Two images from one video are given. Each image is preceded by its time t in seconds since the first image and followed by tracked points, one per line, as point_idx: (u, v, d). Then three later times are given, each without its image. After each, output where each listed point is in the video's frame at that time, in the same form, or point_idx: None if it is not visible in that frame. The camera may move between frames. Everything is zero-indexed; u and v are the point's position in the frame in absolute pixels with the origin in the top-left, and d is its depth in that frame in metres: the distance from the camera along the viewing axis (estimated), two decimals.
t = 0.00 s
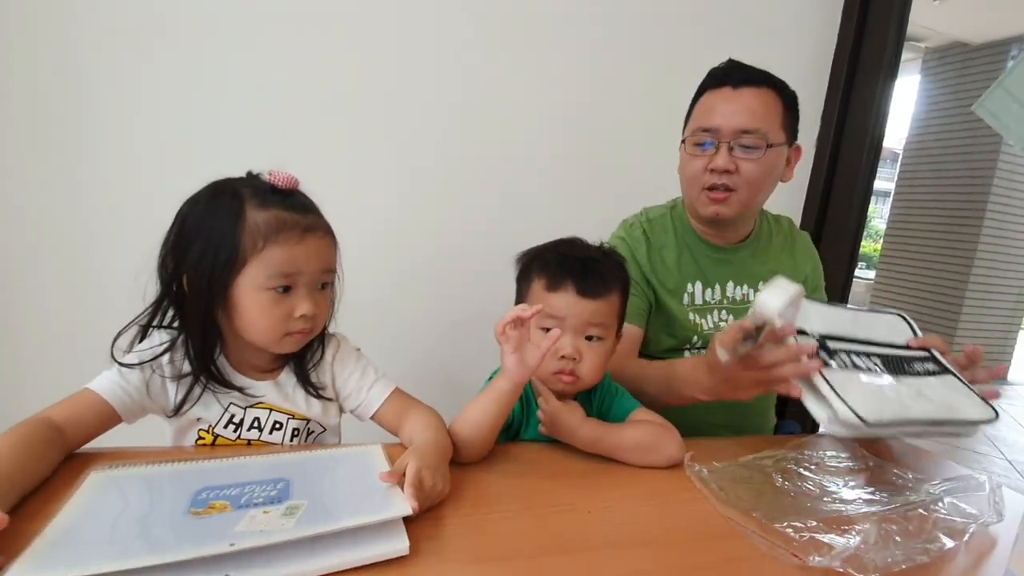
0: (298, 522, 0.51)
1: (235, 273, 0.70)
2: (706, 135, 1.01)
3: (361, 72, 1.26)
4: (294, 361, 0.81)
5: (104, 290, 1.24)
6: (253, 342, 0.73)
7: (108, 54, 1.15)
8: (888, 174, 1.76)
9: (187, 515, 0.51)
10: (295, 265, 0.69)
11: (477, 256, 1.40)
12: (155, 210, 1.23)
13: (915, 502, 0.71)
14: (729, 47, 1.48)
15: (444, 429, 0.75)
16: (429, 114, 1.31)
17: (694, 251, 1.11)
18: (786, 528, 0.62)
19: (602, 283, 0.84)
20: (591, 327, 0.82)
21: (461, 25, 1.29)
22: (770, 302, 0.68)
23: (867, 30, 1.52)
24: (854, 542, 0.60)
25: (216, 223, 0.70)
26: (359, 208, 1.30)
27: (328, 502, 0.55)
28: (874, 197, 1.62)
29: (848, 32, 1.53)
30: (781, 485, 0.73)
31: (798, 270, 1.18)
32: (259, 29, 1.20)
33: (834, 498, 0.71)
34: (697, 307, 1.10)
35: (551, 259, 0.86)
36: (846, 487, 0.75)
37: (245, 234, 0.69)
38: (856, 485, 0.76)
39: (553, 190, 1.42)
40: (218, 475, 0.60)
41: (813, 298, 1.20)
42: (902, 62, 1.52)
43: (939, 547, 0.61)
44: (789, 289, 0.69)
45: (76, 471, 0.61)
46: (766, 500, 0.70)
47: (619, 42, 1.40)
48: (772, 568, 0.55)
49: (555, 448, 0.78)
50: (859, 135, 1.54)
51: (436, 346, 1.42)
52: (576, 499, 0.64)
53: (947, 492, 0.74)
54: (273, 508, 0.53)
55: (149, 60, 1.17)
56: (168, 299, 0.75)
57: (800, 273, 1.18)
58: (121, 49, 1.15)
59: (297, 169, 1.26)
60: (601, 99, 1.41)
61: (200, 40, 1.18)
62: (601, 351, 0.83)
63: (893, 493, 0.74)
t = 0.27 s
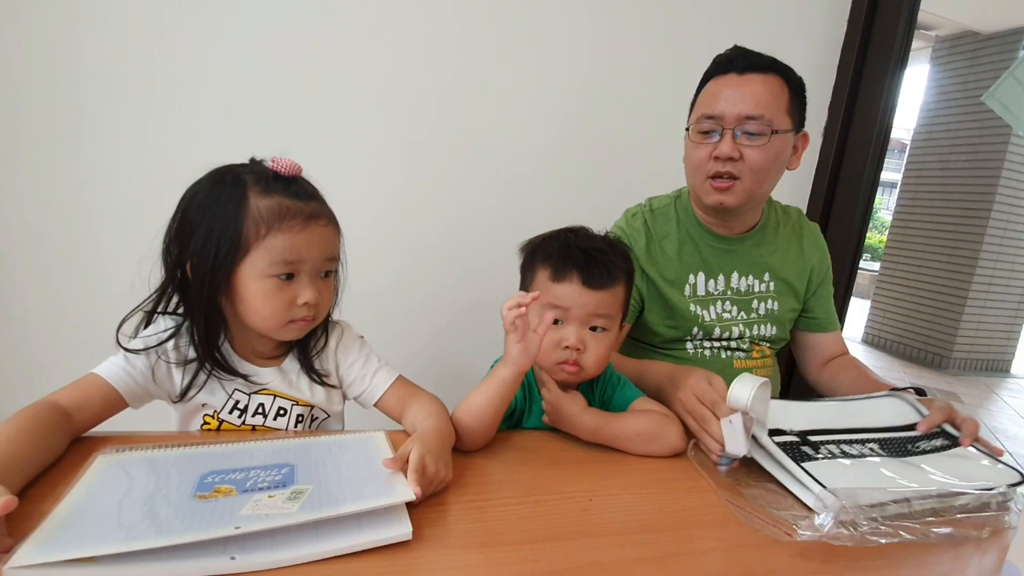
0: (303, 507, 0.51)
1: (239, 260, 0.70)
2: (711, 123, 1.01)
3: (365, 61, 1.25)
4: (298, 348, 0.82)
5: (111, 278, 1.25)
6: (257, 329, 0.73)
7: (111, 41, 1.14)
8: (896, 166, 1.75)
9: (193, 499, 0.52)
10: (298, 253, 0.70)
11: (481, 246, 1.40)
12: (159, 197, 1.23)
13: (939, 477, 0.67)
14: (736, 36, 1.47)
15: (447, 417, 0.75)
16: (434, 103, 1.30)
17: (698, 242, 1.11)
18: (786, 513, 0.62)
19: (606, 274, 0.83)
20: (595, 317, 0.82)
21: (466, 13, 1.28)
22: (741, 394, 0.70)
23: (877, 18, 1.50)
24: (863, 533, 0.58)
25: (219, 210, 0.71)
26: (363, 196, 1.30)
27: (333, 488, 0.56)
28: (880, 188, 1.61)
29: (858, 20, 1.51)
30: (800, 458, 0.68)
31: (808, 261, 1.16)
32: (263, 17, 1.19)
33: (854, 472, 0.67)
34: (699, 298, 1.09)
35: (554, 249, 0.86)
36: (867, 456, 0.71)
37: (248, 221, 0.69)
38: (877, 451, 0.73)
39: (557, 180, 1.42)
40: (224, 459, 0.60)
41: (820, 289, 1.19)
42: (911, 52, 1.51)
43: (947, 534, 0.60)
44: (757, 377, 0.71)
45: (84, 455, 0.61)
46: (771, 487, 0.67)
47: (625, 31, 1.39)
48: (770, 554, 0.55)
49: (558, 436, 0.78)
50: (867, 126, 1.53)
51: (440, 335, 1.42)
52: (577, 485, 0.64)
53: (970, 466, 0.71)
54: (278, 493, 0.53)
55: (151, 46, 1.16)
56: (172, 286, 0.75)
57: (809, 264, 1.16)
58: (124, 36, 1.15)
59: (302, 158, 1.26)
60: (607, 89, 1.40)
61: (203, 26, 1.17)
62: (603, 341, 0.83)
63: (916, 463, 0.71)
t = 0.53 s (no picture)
0: (311, 491, 0.52)
1: (247, 247, 0.70)
2: (724, 116, 1.01)
3: (373, 49, 1.25)
4: (305, 335, 0.83)
5: (123, 264, 1.27)
6: (264, 316, 0.74)
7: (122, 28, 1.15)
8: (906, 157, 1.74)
9: (203, 481, 0.53)
10: (305, 241, 0.70)
11: (488, 235, 1.40)
12: (171, 185, 1.25)
13: (935, 466, 0.68)
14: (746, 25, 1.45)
15: (452, 405, 0.76)
16: (442, 92, 1.30)
17: (704, 234, 1.11)
18: (785, 501, 0.62)
19: (613, 265, 0.84)
20: (602, 308, 0.82)
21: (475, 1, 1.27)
22: (712, 390, 0.72)
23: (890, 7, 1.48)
24: (862, 526, 0.58)
25: (227, 197, 0.71)
26: (370, 185, 1.31)
27: (340, 472, 0.57)
28: (891, 179, 1.60)
29: (871, 9, 1.49)
30: (796, 448, 0.69)
31: (820, 254, 1.14)
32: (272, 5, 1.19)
33: (851, 461, 0.67)
34: (705, 291, 1.10)
35: (560, 240, 0.86)
36: (863, 447, 0.71)
37: (256, 208, 0.70)
38: (872, 443, 0.73)
39: (565, 170, 1.42)
40: (233, 443, 0.61)
41: (830, 283, 1.17)
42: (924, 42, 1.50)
43: (945, 527, 0.60)
44: (731, 372, 0.72)
45: (95, 438, 0.62)
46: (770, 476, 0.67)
47: (635, 19, 1.38)
48: (771, 543, 0.55)
49: (563, 424, 0.79)
50: (878, 117, 1.52)
51: (447, 324, 1.43)
52: (579, 472, 0.65)
53: (966, 456, 0.72)
54: (286, 476, 0.54)
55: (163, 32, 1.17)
56: (181, 272, 0.76)
57: (819, 259, 1.14)
58: (135, 24, 1.15)
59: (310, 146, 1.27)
60: (616, 78, 1.40)
61: (212, 13, 1.17)
62: (610, 332, 0.83)
63: (911, 453, 0.71)
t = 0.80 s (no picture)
0: (318, 481, 0.53)
1: (255, 240, 0.71)
2: (712, 110, 1.00)
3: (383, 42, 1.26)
4: (312, 328, 0.83)
5: (136, 255, 1.29)
6: (272, 309, 0.75)
7: (136, 22, 1.17)
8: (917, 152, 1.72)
9: (212, 471, 0.54)
10: (313, 236, 0.71)
11: (496, 229, 1.41)
12: (182, 176, 1.27)
13: (939, 463, 0.68)
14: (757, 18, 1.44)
15: (457, 398, 0.77)
16: (450, 85, 1.31)
17: (699, 228, 1.10)
18: (789, 497, 0.62)
19: (619, 259, 0.84)
20: (608, 302, 0.82)
21: None
22: (717, 386, 0.72)
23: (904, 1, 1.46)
24: (865, 522, 0.59)
25: (237, 191, 0.72)
26: (378, 177, 1.32)
27: (346, 464, 0.57)
28: (901, 174, 1.59)
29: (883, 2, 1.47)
30: (800, 444, 0.69)
31: (818, 247, 1.13)
32: None
33: (855, 457, 0.67)
34: (700, 284, 1.10)
35: (567, 235, 0.86)
36: (867, 443, 0.72)
37: (265, 202, 0.71)
38: (877, 439, 0.73)
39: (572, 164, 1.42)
40: (241, 434, 0.62)
41: (832, 274, 1.16)
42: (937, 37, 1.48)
43: (949, 524, 0.60)
44: (736, 369, 0.73)
45: (107, 427, 0.64)
46: (775, 472, 0.67)
47: (645, 13, 1.37)
48: (772, 537, 0.56)
49: (568, 418, 0.79)
50: (888, 116, 1.51)
51: (453, 317, 1.44)
52: (583, 466, 0.65)
53: (972, 453, 0.72)
54: (294, 467, 0.55)
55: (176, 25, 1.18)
56: (191, 264, 0.76)
57: (820, 251, 1.13)
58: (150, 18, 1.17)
59: (319, 139, 1.28)
60: (625, 71, 1.39)
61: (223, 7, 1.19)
62: (616, 326, 0.84)
63: (916, 450, 0.71)
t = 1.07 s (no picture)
0: (325, 481, 0.54)
1: (264, 243, 0.72)
2: (670, 109, 0.99)
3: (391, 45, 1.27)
4: (319, 329, 0.84)
5: (147, 257, 1.30)
6: (280, 311, 0.75)
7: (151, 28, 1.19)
8: (926, 151, 1.71)
9: (221, 471, 0.54)
10: (321, 238, 0.71)
11: (503, 230, 1.41)
12: (193, 177, 1.28)
13: (952, 470, 0.67)
14: (764, 18, 1.44)
15: (464, 399, 0.77)
16: (457, 88, 1.32)
17: (674, 228, 1.09)
18: (803, 509, 0.61)
19: (625, 258, 0.84)
20: (616, 301, 0.83)
21: None
22: (728, 390, 0.72)
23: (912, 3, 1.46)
24: (884, 537, 0.57)
25: (246, 194, 0.72)
26: (385, 178, 1.33)
27: (353, 464, 0.58)
28: (909, 173, 1.59)
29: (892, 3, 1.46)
30: (811, 453, 0.69)
31: (800, 238, 1.12)
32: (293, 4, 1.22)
33: (867, 466, 0.67)
34: (683, 284, 1.08)
35: (573, 235, 0.87)
36: (879, 452, 0.71)
37: (273, 205, 0.71)
38: (888, 448, 0.73)
39: (579, 167, 1.42)
40: (251, 434, 0.63)
41: (820, 262, 1.14)
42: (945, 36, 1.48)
43: (967, 536, 0.59)
44: (745, 373, 0.73)
45: (117, 428, 0.64)
46: (785, 480, 0.67)
47: (652, 15, 1.37)
48: (778, 540, 0.56)
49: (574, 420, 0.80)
50: (896, 118, 1.51)
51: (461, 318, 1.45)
52: (589, 467, 0.66)
53: (982, 458, 0.71)
54: (301, 468, 0.56)
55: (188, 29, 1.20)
56: (200, 266, 0.77)
57: (804, 240, 1.12)
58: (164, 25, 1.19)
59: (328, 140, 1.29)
60: (632, 73, 1.39)
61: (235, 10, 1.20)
62: (622, 326, 0.84)
63: (928, 457, 0.71)
